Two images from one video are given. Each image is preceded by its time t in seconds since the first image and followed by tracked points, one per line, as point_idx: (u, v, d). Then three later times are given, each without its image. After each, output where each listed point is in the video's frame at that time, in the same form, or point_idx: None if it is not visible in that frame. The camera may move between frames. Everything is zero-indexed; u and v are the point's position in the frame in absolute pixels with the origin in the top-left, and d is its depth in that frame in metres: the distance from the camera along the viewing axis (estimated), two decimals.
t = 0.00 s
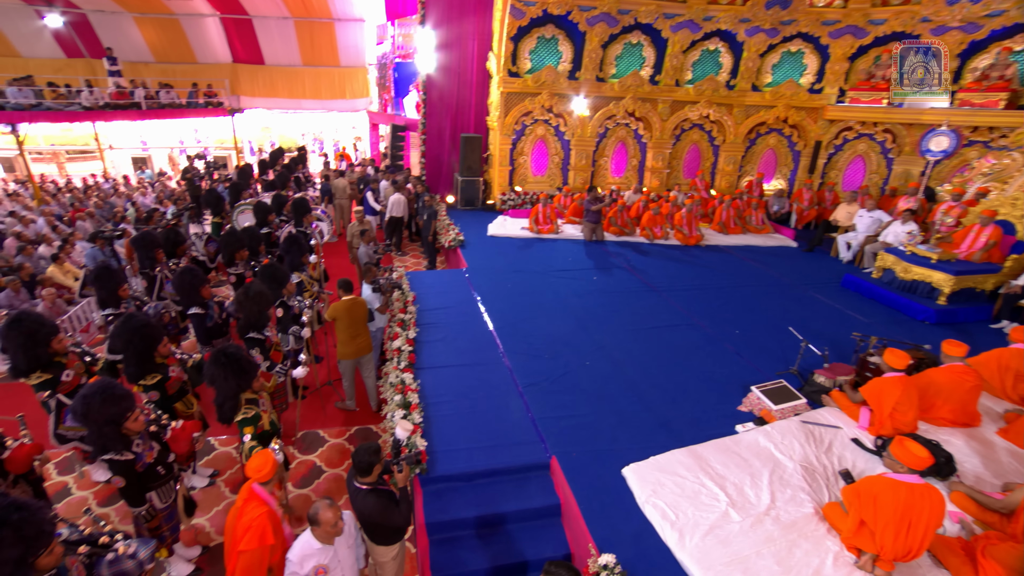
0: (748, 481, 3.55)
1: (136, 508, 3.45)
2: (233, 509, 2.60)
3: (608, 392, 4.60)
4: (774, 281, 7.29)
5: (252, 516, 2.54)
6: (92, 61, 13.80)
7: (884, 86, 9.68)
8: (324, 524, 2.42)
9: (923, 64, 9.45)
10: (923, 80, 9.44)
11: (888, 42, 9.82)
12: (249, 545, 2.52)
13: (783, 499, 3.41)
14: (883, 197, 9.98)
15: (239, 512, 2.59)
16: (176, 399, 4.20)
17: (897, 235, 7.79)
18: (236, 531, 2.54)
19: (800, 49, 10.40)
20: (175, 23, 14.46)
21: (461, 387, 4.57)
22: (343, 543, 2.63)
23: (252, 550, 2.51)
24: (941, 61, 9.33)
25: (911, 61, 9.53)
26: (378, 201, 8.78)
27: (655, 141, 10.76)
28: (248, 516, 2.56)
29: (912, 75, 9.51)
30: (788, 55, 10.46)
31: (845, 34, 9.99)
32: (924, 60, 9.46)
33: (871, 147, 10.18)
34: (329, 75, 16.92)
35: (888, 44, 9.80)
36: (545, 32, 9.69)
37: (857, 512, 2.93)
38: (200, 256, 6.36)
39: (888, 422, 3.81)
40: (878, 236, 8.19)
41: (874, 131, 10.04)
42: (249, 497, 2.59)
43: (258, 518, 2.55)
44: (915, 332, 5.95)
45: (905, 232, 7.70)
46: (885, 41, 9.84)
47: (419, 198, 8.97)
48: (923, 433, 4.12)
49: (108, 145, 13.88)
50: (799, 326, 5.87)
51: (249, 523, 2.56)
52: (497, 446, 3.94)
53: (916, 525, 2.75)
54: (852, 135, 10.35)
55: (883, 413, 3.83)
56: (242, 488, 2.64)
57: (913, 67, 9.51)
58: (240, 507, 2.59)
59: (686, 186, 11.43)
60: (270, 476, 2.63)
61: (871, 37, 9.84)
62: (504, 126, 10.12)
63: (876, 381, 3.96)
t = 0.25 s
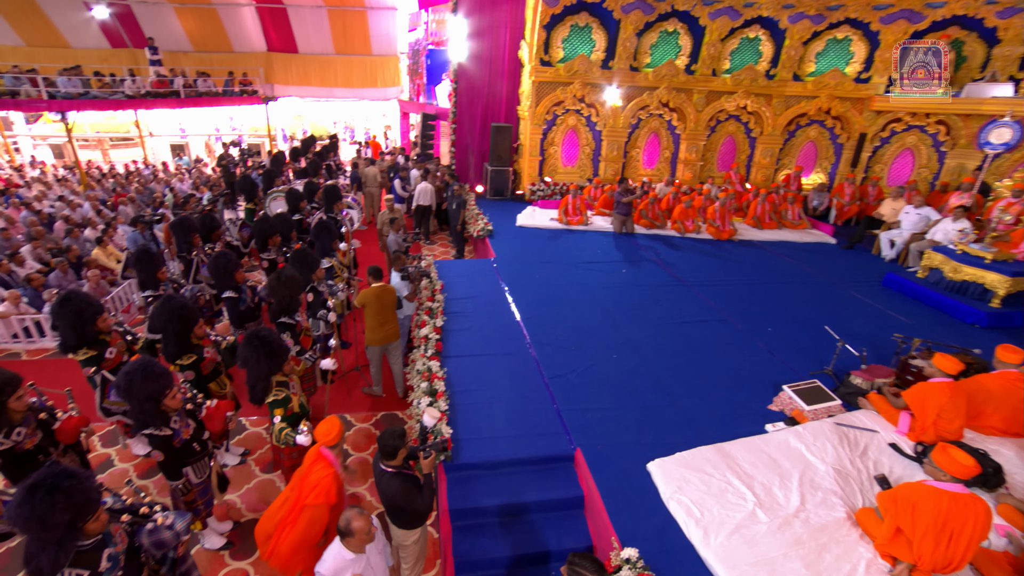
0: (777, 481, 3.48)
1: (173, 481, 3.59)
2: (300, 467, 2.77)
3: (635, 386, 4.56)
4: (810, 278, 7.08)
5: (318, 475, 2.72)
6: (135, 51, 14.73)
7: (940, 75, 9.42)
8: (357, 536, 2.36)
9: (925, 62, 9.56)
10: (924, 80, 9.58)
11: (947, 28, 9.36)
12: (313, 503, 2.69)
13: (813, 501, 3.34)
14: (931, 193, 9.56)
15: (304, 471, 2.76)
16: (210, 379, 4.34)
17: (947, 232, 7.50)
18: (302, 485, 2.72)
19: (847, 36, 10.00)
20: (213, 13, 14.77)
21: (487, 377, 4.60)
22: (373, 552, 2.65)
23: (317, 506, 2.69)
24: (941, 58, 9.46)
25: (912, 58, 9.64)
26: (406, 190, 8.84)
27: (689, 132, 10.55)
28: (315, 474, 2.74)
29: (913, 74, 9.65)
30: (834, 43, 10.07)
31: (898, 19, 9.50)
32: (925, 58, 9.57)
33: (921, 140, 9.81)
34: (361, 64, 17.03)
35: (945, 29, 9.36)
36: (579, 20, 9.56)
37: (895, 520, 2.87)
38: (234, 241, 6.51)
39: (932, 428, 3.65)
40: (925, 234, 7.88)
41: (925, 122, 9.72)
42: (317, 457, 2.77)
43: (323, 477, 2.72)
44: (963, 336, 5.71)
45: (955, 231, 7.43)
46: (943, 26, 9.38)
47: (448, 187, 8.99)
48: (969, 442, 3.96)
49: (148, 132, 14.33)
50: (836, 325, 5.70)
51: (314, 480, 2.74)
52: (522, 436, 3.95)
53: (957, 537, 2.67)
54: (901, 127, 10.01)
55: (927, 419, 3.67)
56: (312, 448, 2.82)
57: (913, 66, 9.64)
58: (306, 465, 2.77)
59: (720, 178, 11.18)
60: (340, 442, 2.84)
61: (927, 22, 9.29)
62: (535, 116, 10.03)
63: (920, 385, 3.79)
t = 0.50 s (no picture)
0: (802, 483, 3.41)
1: (202, 461, 3.69)
2: (354, 430, 3.16)
3: (658, 381, 4.52)
4: (843, 277, 6.89)
5: (372, 435, 3.13)
6: (169, 43, 15.29)
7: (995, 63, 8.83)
8: (379, 548, 2.37)
9: (926, 63, 9.59)
10: (923, 80, 9.63)
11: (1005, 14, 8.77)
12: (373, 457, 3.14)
13: (841, 506, 3.26)
14: (977, 190, 9.18)
15: (357, 432, 3.16)
16: (237, 363, 4.44)
17: (994, 232, 7.20)
18: (358, 445, 3.14)
19: (891, 24, 9.64)
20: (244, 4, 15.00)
21: (510, 368, 4.61)
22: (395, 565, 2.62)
23: (375, 462, 3.14)
24: (941, 59, 9.50)
25: (913, 59, 9.65)
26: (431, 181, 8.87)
27: (719, 125, 10.34)
28: (368, 435, 3.15)
29: (913, 74, 9.67)
30: (878, 31, 9.73)
31: (950, 5, 9.06)
32: (925, 58, 9.62)
33: (969, 134, 9.41)
34: (388, 54, 17.07)
35: (1004, 14, 8.77)
36: (608, 9, 9.42)
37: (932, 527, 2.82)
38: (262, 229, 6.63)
39: (971, 436, 3.57)
40: (970, 233, 7.56)
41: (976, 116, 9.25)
42: (367, 419, 3.15)
43: (377, 436, 3.14)
44: (1006, 340, 5.49)
45: (1004, 229, 7.11)
46: (1001, 12, 8.82)
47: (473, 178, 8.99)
48: (1011, 451, 3.83)
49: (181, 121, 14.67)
50: (870, 326, 5.54)
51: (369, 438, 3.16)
52: (543, 428, 3.96)
53: (994, 546, 2.65)
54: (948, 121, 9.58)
55: (967, 426, 3.59)
56: (358, 411, 3.18)
57: (913, 66, 9.65)
58: (358, 427, 3.17)
59: (750, 173, 10.96)
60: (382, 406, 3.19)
61: (984, 7, 8.80)
62: (562, 107, 9.93)
63: (962, 391, 3.72)
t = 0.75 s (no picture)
0: (830, 488, 3.34)
1: (230, 443, 3.79)
2: (395, 399, 3.48)
3: (682, 379, 4.47)
4: (878, 278, 6.68)
5: (416, 399, 3.47)
6: (203, 34, 15.97)
7: None
8: (407, 559, 2.34)
9: (925, 63, 9.48)
10: (924, 80, 9.55)
11: None
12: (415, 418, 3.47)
13: (870, 513, 3.18)
14: None
15: (398, 399, 3.48)
16: (263, 349, 4.54)
17: None
18: (403, 409, 3.44)
19: (942, 12, 9.19)
20: None
21: (532, 361, 4.61)
22: None
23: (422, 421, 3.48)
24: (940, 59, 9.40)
25: (912, 59, 9.52)
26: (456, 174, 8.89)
27: (751, 120, 10.11)
28: (409, 400, 3.47)
29: (911, 75, 9.58)
30: (926, 20, 9.31)
31: None
32: (923, 59, 9.49)
33: None
34: (416, 45, 17.06)
35: None
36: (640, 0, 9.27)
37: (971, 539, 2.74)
38: (290, 219, 6.74)
39: (1016, 448, 3.44)
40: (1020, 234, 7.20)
41: None
42: (406, 386, 3.52)
43: (418, 399, 3.49)
44: None
45: None
46: None
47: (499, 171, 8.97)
48: None
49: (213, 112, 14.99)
50: (907, 330, 5.36)
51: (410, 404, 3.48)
52: (565, 423, 3.96)
53: None
54: (1001, 116, 9.08)
55: (1012, 438, 3.46)
56: (395, 382, 3.53)
57: (912, 67, 9.53)
58: (399, 395, 3.49)
59: (783, 169, 10.70)
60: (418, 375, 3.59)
61: None
62: (590, 101, 9.81)
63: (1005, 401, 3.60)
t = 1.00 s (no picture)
0: (855, 496, 3.26)
1: (252, 432, 3.86)
2: (429, 370, 3.70)
3: (703, 380, 4.42)
4: (911, 281, 6.49)
5: (448, 371, 3.71)
6: (230, 30, 16.16)
7: None
8: (441, 565, 2.38)
9: (925, 63, 9.37)
10: (923, 80, 9.43)
11: None
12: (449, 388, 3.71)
13: (898, 524, 3.10)
14: None
15: (431, 371, 3.70)
16: (286, 340, 4.62)
17: None
18: (437, 381, 3.68)
19: (990, 4, 8.79)
20: None
21: (551, 358, 4.61)
22: None
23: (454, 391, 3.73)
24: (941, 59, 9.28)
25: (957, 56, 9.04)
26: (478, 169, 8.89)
27: (780, 118, 9.90)
28: (442, 372, 3.70)
29: (911, 75, 9.44)
30: (972, 12, 8.90)
31: None
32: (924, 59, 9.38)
33: None
34: (440, 40, 17.03)
35: None
36: None
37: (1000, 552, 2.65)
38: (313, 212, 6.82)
39: None
40: None
41: None
42: (439, 359, 3.73)
43: (450, 371, 3.73)
44: None
45: None
46: None
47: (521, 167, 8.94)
48: None
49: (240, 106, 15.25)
50: (941, 336, 5.21)
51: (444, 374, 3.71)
52: (584, 421, 3.95)
53: None
54: None
55: None
56: (427, 354, 3.74)
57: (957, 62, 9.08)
58: (432, 367, 3.71)
59: (812, 168, 10.47)
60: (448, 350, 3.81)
61: None
62: (615, 97, 9.70)
63: None
